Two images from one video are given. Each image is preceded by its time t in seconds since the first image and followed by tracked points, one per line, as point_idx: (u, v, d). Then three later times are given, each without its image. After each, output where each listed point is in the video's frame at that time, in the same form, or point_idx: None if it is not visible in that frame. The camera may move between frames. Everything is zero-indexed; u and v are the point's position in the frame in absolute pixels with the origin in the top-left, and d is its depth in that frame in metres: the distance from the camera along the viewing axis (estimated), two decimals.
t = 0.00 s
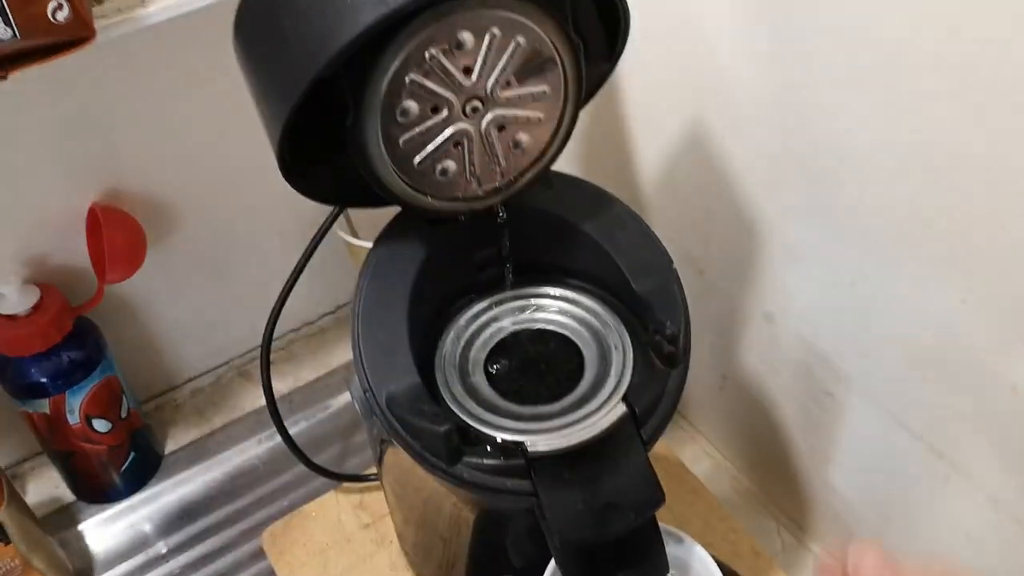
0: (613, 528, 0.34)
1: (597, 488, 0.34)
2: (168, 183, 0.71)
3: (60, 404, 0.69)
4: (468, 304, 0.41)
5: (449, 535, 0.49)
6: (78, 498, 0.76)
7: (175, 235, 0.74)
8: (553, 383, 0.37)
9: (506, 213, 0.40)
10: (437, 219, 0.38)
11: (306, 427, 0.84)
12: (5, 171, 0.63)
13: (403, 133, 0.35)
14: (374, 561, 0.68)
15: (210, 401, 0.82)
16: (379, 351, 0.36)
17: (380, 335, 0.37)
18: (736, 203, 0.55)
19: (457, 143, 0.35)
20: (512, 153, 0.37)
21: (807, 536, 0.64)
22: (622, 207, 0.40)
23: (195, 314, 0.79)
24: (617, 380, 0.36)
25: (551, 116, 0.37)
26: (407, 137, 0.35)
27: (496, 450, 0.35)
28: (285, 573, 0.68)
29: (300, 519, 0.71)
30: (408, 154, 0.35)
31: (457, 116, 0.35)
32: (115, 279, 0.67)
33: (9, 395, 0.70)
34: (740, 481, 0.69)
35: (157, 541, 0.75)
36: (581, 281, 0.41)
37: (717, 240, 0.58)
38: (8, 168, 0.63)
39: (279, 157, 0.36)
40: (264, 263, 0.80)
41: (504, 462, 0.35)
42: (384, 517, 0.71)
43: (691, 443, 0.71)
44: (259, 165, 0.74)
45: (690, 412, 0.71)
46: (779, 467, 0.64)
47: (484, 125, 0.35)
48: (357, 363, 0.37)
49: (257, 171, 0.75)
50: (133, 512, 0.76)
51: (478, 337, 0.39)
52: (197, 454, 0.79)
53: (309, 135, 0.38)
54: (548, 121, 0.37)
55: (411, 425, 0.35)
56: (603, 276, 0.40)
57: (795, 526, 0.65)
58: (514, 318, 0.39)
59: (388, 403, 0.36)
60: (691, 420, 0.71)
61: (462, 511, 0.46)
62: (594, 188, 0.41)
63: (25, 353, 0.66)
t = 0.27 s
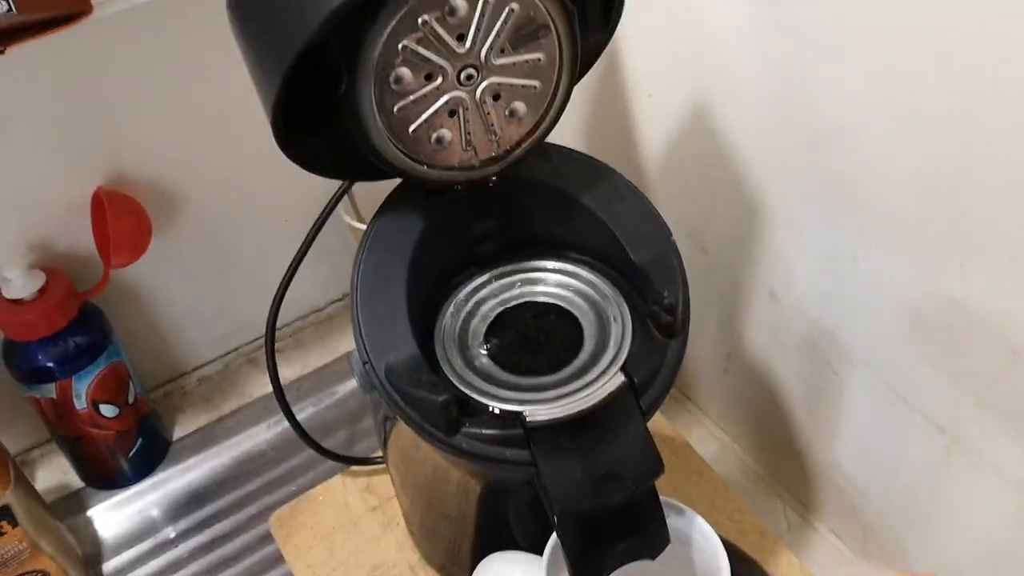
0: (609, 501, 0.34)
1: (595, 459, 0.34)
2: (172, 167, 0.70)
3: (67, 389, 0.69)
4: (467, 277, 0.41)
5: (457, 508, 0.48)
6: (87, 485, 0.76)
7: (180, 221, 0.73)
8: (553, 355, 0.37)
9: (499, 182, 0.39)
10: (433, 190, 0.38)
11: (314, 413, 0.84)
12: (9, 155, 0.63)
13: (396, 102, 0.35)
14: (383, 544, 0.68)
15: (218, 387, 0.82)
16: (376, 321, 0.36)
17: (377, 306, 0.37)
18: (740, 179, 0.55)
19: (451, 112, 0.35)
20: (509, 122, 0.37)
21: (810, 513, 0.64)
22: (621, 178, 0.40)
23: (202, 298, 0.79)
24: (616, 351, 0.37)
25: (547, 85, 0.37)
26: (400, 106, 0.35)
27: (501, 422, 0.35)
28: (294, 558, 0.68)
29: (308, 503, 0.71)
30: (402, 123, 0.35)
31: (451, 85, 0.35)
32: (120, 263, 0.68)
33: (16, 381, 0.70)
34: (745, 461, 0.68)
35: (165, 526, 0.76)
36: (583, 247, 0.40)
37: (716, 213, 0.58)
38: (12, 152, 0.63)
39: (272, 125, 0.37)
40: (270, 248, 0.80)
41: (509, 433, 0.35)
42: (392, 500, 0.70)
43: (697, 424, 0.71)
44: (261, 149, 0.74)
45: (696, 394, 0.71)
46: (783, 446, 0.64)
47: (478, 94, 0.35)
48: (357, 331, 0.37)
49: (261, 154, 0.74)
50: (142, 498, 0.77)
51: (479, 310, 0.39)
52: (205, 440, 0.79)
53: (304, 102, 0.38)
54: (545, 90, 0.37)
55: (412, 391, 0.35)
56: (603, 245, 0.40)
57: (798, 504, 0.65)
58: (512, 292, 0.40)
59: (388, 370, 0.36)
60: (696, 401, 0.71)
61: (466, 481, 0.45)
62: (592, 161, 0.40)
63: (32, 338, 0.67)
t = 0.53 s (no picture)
0: (611, 423, 0.34)
1: (597, 381, 0.34)
2: (173, 115, 0.70)
3: (71, 339, 0.68)
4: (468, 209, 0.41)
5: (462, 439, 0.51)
6: (91, 437, 0.76)
7: (182, 171, 0.73)
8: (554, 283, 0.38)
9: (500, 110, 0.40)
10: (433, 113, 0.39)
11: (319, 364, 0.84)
12: (9, 98, 0.63)
13: (396, 20, 0.35)
14: (387, 490, 0.67)
15: (221, 341, 0.81)
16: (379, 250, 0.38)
17: (377, 234, 0.38)
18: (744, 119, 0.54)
19: (451, 33, 0.36)
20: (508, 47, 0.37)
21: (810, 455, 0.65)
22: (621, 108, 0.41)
23: (205, 251, 0.78)
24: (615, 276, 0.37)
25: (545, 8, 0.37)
26: (400, 24, 0.35)
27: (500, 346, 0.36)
28: (297, 504, 0.67)
29: (312, 451, 0.70)
30: (402, 43, 0.36)
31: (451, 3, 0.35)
32: (121, 213, 0.67)
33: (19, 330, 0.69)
34: (743, 403, 0.69)
35: (169, 478, 0.75)
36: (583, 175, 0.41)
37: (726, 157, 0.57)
38: (12, 95, 0.63)
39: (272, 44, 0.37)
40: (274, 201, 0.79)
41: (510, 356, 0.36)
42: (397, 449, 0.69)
43: (697, 367, 0.71)
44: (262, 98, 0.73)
45: (696, 341, 0.71)
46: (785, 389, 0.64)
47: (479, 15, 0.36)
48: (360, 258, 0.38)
49: (263, 103, 0.74)
50: (147, 449, 0.76)
51: (480, 237, 0.40)
52: (209, 393, 0.79)
53: (305, 28, 0.38)
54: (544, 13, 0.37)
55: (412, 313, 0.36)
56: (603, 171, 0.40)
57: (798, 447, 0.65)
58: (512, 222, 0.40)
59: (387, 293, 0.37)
60: (696, 345, 0.71)
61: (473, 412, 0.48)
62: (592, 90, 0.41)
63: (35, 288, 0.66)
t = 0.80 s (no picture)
0: (615, 323, 0.35)
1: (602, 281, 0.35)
2: (164, 41, 0.68)
3: (65, 270, 0.67)
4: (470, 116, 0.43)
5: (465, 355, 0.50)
6: (87, 373, 0.75)
7: (174, 101, 0.71)
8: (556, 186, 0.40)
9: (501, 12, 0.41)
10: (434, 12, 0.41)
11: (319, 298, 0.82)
12: None
13: None
14: (385, 420, 0.66)
15: (217, 279, 0.80)
16: (383, 152, 0.39)
17: (381, 136, 0.39)
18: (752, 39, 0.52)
19: None
20: None
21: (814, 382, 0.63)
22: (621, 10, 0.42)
23: (197, 188, 0.76)
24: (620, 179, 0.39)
25: None
26: None
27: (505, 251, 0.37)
28: (296, 436, 0.67)
29: (309, 382, 0.69)
30: None
31: None
32: (114, 142, 0.66)
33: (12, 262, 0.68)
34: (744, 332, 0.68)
35: (162, 415, 0.74)
36: (585, 78, 0.43)
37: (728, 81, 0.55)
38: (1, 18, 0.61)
39: None
40: (267, 135, 0.77)
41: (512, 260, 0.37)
42: (394, 378, 0.69)
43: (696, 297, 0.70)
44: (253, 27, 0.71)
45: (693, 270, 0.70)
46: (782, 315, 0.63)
47: None
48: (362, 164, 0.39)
49: (258, 33, 0.72)
50: (143, 384, 0.75)
51: (483, 142, 0.42)
52: (204, 328, 0.78)
53: None
54: None
55: (414, 214, 0.38)
56: (605, 75, 0.42)
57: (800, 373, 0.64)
58: (513, 128, 0.42)
59: (390, 196, 0.38)
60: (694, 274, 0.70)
61: (473, 318, 0.46)
62: None
63: (27, 218, 0.65)
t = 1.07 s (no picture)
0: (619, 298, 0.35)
1: (608, 256, 0.35)
2: (158, 20, 0.67)
3: (61, 249, 0.67)
4: (474, 93, 0.43)
5: (465, 331, 0.50)
6: (81, 351, 0.75)
7: (168, 79, 0.70)
8: (561, 160, 0.40)
9: None
10: None
11: (314, 275, 0.82)
12: None
13: None
14: (382, 397, 0.66)
15: (208, 257, 0.80)
16: (388, 126, 0.39)
17: (386, 111, 0.39)
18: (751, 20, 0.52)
19: None
20: None
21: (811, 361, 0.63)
22: None
23: (191, 167, 0.76)
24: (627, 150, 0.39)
25: None
26: None
27: (511, 225, 0.37)
28: (291, 413, 0.66)
29: (305, 360, 0.69)
30: None
31: None
32: (109, 121, 0.65)
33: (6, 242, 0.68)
34: (739, 311, 0.68)
35: (156, 393, 0.74)
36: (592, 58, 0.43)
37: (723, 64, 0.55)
38: None
39: None
40: (262, 114, 0.76)
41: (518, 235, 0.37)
42: (389, 356, 0.69)
43: (691, 277, 0.71)
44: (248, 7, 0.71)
45: (688, 250, 0.70)
46: (780, 295, 0.63)
47: None
48: (366, 137, 0.39)
49: (252, 11, 0.71)
50: (137, 362, 0.75)
51: (488, 117, 0.42)
52: (198, 307, 0.78)
53: None
54: None
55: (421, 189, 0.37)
56: (612, 56, 0.42)
57: (796, 351, 0.64)
58: (518, 103, 0.42)
59: (396, 172, 0.38)
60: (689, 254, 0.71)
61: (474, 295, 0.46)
62: None
63: (21, 197, 0.64)
